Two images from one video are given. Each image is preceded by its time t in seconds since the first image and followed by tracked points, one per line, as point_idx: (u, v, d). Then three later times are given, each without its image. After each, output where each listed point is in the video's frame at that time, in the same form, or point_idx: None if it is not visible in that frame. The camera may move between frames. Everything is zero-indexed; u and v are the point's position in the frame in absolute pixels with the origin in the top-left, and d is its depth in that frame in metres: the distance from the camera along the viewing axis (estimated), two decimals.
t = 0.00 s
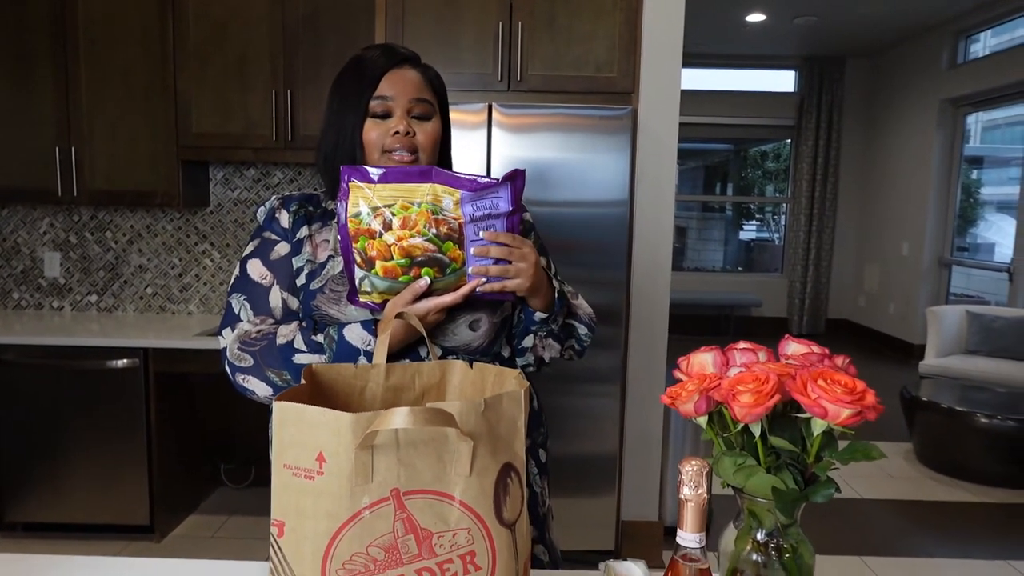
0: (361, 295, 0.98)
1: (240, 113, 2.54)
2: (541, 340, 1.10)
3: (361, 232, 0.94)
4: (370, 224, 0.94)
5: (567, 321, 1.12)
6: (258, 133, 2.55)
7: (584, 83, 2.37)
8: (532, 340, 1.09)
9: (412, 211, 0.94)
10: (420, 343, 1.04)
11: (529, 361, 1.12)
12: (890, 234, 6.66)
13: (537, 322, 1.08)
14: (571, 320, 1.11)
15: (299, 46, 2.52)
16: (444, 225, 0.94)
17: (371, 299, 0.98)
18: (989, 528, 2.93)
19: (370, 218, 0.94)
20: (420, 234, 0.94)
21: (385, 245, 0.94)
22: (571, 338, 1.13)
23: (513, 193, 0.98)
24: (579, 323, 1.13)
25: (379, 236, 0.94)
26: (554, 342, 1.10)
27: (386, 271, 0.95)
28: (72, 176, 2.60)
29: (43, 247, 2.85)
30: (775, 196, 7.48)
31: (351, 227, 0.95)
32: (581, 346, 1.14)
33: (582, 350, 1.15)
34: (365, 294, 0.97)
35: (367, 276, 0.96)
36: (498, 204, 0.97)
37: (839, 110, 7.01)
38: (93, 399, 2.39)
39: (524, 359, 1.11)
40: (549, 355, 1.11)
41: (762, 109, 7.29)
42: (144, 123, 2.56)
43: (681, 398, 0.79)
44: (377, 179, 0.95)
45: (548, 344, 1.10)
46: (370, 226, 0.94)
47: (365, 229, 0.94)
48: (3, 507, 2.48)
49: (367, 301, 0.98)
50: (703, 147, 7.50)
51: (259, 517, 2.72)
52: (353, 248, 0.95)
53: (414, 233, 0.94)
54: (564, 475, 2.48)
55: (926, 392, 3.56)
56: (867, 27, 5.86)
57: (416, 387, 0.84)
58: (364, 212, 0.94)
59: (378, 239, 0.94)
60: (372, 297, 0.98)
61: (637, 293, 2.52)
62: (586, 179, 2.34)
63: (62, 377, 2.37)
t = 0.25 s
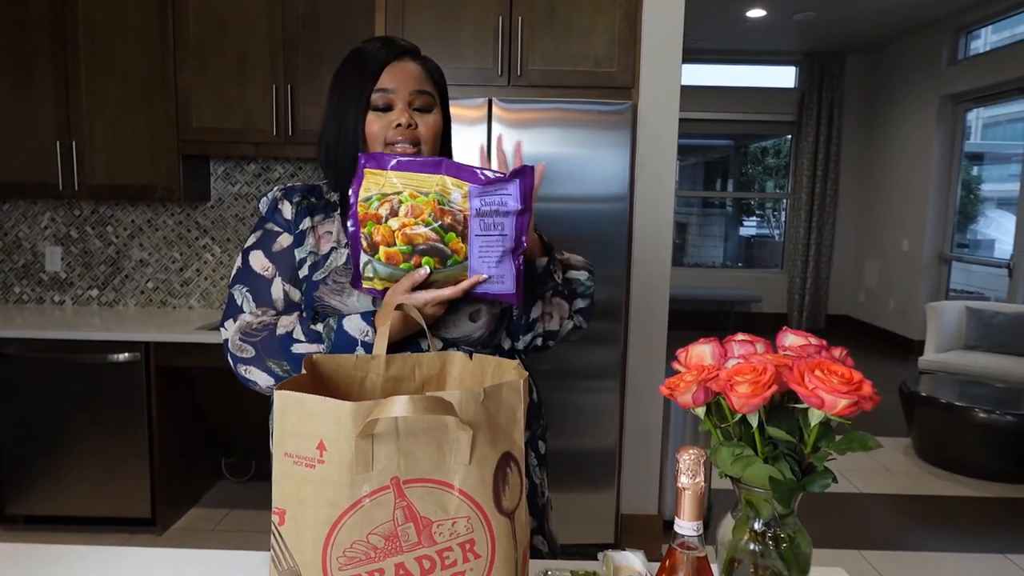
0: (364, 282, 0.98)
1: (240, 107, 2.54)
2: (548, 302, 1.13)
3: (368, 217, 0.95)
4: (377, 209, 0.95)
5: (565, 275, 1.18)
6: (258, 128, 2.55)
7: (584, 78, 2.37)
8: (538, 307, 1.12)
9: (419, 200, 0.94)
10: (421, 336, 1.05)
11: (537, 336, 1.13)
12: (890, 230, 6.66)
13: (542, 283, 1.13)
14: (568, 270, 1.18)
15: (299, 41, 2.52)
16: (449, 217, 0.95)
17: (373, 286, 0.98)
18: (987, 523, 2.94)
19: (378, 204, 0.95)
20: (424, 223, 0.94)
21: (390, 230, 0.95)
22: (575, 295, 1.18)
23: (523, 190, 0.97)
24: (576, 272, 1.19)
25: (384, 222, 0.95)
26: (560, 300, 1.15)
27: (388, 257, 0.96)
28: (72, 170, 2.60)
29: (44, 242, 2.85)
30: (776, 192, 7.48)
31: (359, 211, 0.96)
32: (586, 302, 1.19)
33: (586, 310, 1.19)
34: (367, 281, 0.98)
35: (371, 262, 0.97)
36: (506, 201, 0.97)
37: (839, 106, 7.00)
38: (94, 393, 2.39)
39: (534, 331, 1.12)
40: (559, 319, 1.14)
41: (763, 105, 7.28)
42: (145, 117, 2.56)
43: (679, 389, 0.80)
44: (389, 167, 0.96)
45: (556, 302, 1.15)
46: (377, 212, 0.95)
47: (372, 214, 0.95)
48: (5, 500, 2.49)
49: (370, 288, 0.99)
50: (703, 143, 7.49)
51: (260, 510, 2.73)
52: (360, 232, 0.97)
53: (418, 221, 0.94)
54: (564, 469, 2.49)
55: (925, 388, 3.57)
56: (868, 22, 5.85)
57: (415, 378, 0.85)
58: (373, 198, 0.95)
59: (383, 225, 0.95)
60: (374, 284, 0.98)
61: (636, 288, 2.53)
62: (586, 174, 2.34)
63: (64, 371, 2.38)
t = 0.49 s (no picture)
0: (390, 264, 1.02)
1: (241, 103, 2.55)
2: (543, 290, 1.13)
3: (409, 200, 1.01)
4: (418, 194, 1.00)
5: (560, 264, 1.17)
6: (259, 123, 2.56)
7: (585, 73, 2.37)
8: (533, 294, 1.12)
9: (458, 192, 0.99)
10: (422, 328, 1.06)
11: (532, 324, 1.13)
12: (891, 225, 6.65)
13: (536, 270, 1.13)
14: (564, 260, 1.17)
15: (299, 36, 2.52)
16: (477, 211, 0.98)
17: (396, 269, 1.01)
18: (986, 517, 2.95)
19: (421, 190, 1.01)
20: (455, 212, 0.98)
21: (422, 212, 0.99)
22: (571, 283, 1.17)
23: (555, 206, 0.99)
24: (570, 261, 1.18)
25: (420, 206, 1.00)
26: (554, 287, 1.15)
27: (413, 239, 0.99)
28: (74, 166, 2.61)
29: (47, 237, 2.86)
30: (777, 188, 7.47)
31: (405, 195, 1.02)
32: (579, 291, 1.18)
33: (579, 300, 1.18)
34: (391, 264, 1.01)
35: (398, 244, 1.01)
36: (539, 212, 0.98)
37: (840, 101, 6.99)
38: (96, 387, 2.40)
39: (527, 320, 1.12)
40: (552, 309, 1.14)
41: (764, 100, 7.28)
42: (146, 112, 2.57)
43: (679, 379, 0.80)
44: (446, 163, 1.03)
45: (550, 291, 1.14)
46: (418, 197, 1.00)
47: (412, 199, 1.01)
48: (9, 494, 2.50)
49: (392, 271, 1.02)
50: (704, 138, 7.49)
51: (262, 504, 2.74)
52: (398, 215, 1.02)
53: (449, 209, 0.98)
54: (564, 464, 2.50)
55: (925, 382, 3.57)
56: (870, 17, 5.84)
57: (418, 369, 0.86)
58: (419, 184, 1.01)
59: (418, 209, 0.99)
60: (396, 267, 1.01)
61: (637, 282, 2.53)
62: (587, 169, 2.34)
63: (67, 365, 2.39)
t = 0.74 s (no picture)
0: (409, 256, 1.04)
1: (242, 98, 2.55)
2: (541, 284, 1.14)
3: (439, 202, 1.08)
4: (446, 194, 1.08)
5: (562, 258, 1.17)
6: (260, 119, 2.56)
7: (585, 69, 2.37)
8: (530, 288, 1.13)
9: (475, 185, 1.05)
10: (421, 321, 1.07)
11: (528, 317, 1.15)
12: (892, 223, 6.65)
13: (536, 263, 1.13)
14: (565, 255, 1.17)
15: (300, 32, 2.52)
16: (484, 193, 1.02)
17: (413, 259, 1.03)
18: (984, 513, 2.96)
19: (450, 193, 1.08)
20: (465, 197, 1.03)
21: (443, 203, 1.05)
22: (571, 278, 1.17)
23: (553, 197, 0.99)
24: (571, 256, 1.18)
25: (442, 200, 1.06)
26: (554, 282, 1.15)
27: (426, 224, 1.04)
28: (75, 162, 2.61)
29: (48, 232, 2.87)
30: (777, 185, 7.47)
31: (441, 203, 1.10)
32: (579, 286, 1.19)
33: (578, 294, 1.19)
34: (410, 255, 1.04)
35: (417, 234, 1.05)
36: (535, 194, 0.99)
37: (841, 99, 6.99)
38: (98, 382, 2.41)
39: (523, 310, 1.14)
40: (550, 303, 1.15)
41: (764, 98, 7.27)
42: (147, 108, 2.57)
43: (675, 371, 0.81)
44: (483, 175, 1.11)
45: (549, 284, 1.15)
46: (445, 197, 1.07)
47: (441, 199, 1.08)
48: (11, 488, 2.52)
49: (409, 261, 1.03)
50: (704, 136, 7.49)
51: (263, 499, 2.75)
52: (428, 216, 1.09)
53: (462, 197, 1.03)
54: (564, 459, 2.51)
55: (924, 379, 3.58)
56: (870, 15, 5.84)
57: (417, 361, 0.86)
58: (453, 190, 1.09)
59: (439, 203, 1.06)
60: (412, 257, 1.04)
61: (636, 278, 2.54)
62: (587, 166, 2.35)
63: (68, 360, 2.40)
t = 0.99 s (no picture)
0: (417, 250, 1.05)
1: (242, 97, 2.56)
2: (544, 289, 1.13)
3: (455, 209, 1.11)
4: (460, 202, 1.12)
5: (569, 267, 1.15)
6: (260, 118, 2.57)
7: (584, 69, 2.38)
8: (532, 292, 1.13)
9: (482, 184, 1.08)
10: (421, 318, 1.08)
11: (526, 316, 1.15)
12: (891, 222, 6.66)
13: (541, 268, 1.12)
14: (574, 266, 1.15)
15: (300, 32, 2.53)
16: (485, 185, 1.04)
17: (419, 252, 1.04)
18: (981, 511, 2.97)
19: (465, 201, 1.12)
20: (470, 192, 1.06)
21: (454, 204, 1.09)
22: (575, 286, 1.16)
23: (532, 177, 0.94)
24: (581, 267, 1.16)
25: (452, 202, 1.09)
26: (556, 288, 1.14)
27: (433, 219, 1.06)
28: (76, 160, 2.62)
29: (48, 231, 2.87)
30: (777, 185, 7.48)
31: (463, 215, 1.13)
32: (584, 294, 1.17)
33: (582, 301, 1.18)
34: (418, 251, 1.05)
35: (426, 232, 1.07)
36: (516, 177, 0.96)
37: (840, 99, 7.00)
38: (98, 380, 2.42)
39: (523, 308, 1.14)
40: (551, 306, 1.15)
41: (764, 97, 7.28)
42: (148, 106, 2.58)
43: (672, 368, 0.81)
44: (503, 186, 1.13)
45: (551, 289, 1.14)
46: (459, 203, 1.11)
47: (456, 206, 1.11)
48: (11, 486, 2.53)
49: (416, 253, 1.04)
50: (704, 135, 7.50)
51: (262, 497, 2.76)
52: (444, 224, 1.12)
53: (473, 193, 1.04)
54: (562, 458, 2.52)
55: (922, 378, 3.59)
56: (870, 15, 5.84)
57: (417, 358, 0.88)
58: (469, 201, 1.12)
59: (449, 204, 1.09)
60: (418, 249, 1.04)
61: (634, 277, 2.55)
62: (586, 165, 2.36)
63: (69, 358, 2.41)
